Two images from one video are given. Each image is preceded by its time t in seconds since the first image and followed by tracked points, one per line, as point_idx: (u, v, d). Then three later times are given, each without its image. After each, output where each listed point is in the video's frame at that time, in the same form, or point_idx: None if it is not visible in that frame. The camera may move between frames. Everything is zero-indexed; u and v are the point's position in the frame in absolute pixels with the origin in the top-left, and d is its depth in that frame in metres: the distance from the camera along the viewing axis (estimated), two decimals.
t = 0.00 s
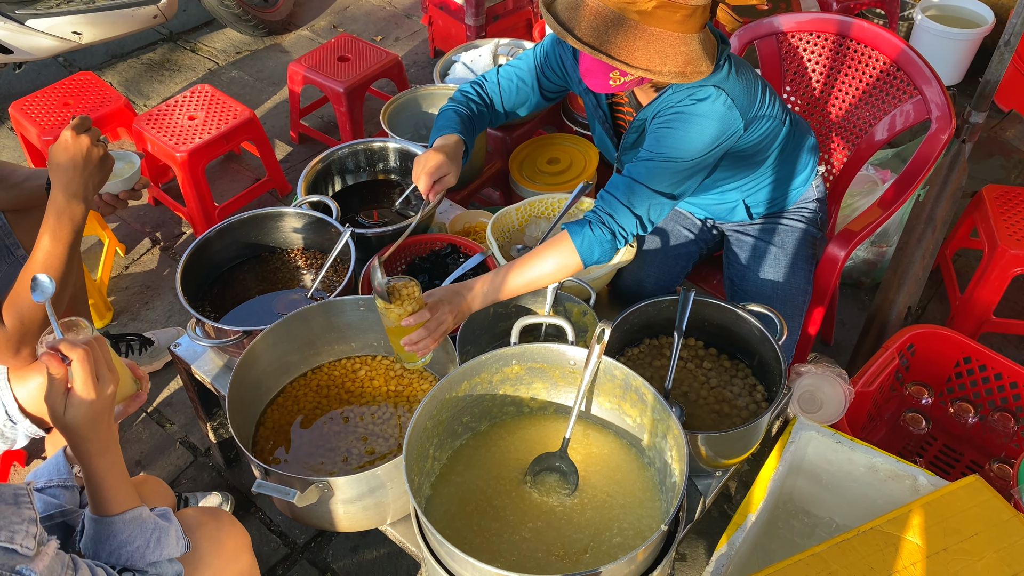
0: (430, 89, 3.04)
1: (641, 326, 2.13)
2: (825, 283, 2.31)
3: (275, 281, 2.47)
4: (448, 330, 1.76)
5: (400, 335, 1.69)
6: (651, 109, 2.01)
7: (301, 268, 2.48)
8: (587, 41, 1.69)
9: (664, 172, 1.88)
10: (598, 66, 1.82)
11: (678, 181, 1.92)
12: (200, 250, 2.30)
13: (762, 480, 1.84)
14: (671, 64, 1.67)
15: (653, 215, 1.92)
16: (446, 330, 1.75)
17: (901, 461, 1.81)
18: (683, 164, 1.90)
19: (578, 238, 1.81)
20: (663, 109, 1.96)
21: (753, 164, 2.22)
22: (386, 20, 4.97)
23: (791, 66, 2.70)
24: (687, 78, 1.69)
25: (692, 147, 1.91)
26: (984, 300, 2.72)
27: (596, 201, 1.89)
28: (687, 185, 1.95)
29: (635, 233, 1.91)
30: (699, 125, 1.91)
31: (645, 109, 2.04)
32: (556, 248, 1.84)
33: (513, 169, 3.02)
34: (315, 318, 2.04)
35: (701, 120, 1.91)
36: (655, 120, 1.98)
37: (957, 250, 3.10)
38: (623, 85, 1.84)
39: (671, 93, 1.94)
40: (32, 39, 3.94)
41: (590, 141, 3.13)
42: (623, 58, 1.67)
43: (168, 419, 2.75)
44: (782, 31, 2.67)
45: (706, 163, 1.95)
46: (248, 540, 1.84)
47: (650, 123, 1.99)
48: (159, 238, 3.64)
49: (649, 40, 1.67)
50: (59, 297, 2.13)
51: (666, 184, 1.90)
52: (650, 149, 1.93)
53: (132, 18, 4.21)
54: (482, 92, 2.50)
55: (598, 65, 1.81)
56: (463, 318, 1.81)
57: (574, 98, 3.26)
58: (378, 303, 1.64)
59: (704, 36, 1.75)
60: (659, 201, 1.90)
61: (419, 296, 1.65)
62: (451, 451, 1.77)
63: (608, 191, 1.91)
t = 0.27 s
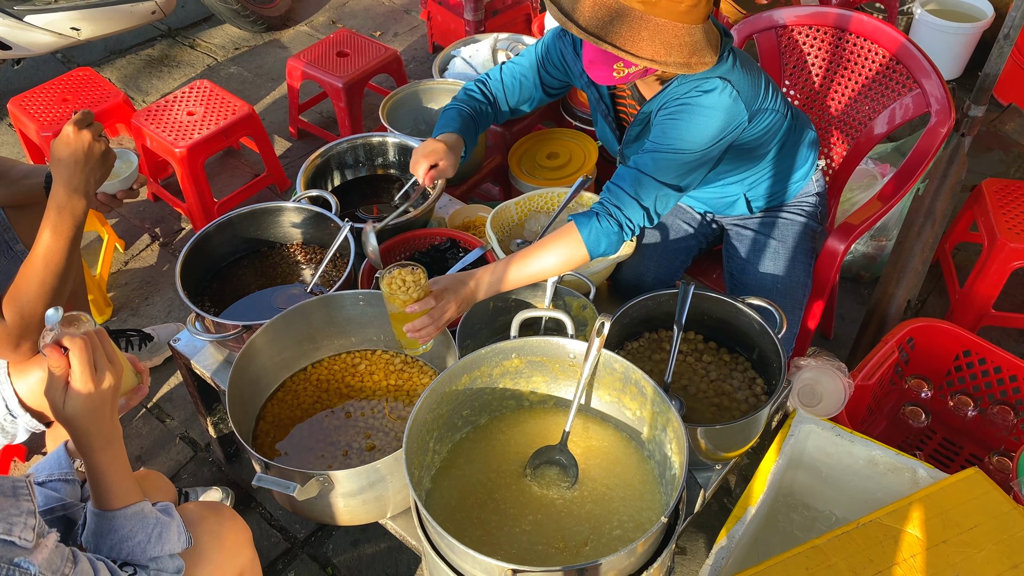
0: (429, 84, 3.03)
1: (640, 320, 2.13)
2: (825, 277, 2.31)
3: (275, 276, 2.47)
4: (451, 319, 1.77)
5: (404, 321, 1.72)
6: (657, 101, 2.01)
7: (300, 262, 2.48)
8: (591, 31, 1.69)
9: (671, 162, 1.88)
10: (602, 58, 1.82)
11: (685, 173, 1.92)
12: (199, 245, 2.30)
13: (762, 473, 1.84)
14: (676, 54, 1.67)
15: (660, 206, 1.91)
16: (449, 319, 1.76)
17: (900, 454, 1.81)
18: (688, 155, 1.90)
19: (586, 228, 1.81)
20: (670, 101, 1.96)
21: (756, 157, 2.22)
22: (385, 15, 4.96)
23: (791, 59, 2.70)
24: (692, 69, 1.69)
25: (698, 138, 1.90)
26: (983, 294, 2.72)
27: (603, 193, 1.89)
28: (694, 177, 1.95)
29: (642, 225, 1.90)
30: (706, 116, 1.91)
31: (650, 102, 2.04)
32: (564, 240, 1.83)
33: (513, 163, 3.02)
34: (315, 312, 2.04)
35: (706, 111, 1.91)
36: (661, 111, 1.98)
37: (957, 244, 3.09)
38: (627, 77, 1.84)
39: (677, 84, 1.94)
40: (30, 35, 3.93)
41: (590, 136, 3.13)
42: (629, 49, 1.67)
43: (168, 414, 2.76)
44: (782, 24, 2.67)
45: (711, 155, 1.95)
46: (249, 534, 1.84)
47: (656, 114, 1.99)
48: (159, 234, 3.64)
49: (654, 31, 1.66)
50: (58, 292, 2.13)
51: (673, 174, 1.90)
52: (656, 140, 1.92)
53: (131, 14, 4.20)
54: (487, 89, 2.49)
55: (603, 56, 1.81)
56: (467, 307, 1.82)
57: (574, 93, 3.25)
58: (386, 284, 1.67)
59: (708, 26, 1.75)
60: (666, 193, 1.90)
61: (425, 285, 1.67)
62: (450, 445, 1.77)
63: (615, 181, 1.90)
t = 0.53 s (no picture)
0: (429, 81, 3.03)
1: (639, 317, 2.13)
2: (823, 274, 2.32)
3: (274, 274, 2.48)
4: (473, 293, 1.77)
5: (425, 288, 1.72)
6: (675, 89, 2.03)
7: (300, 260, 2.48)
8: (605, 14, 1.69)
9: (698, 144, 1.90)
10: (613, 47, 1.78)
11: (711, 158, 1.94)
12: (199, 242, 2.29)
13: (760, 470, 1.84)
14: (688, 39, 1.70)
15: (689, 192, 1.93)
16: (471, 292, 1.75)
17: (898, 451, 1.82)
18: (712, 140, 1.92)
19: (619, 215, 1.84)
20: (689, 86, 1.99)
21: (767, 146, 2.24)
22: (385, 14, 4.96)
23: (789, 57, 2.70)
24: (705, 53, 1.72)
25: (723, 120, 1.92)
26: (981, 291, 2.72)
27: (632, 181, 1.90)
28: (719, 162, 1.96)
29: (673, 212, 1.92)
30: (727, 98, 1.92)
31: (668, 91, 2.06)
32: (595, 228, 1.85)
33: (512, 160, 3.02)
34: (315, 309, 2.04)
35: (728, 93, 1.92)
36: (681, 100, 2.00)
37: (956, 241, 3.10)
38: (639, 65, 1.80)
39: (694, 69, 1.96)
40: (29, 34, 3.93)
41: (589, 134, 3.14)
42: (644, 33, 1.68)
43: (168, 412, 2.76)
44: (780, 22, 2.67)
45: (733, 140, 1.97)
46: (249, 531, 1.85)
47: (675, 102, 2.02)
48: (158, 233, 3.64)
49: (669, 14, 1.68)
50: (58, 290, 2.13)
51: (700, 159, 1.92)
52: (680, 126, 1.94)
53: (131, 14, 4.21)
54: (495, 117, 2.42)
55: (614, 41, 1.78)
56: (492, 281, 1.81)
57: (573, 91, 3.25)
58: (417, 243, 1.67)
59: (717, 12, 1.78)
60: (694, 178, 1.91)
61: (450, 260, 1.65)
62: (450, 441, 1.77)
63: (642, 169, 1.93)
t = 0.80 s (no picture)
0: (428, 86, 3.05)
1: (636, 318, 2.14)
2: (820, 275, 2.34)
3: (273, 277, 2.49)
4: (525, 254, 1.80)
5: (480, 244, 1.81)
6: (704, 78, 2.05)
7: (300, 263, 2.50)
8: None
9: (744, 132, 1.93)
10: (638, 20, 1.86)
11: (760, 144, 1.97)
12: (199, 245, 2.31)
13: (757, 471, 1.85)
14: (712, 22, 1.78)
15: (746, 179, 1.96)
16: (524, 251, 1.79)
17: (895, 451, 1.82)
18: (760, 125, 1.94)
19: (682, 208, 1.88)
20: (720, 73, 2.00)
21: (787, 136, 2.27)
22: (385, 19, 4.98)
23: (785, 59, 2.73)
24: (728, 38, 1.84)
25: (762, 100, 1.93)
26: (978, 293, 2.74)
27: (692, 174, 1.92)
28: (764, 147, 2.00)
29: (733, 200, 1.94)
30: (766, 79, 1.94)
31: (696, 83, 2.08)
32: (655, 215, 1.86)
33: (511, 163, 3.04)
34: (314, 312, 2.06)
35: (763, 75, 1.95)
36: (717, 89, 2.01)
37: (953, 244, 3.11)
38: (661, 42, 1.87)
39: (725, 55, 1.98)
40: (31, 39, 3.95)
41: (587, 137, 3.15)
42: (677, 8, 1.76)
43: (169, 414, 2.77)
44: (777, 25, 2.72)
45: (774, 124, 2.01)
46: (250, 531, 1.86)
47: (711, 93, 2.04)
48: (159, 236, 3.66)
49: None
50: (60, 293, 2.14)
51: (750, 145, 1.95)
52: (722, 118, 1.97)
53: (132, 19, 4.23)
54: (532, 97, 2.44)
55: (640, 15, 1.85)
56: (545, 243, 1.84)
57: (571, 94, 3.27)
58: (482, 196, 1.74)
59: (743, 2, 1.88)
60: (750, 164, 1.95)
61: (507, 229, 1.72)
62: (448, 442, 1.78)
63: (696, 162, 1.95)
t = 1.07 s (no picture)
0: (429, 94, 3.07)
1: (636, 325, 2.14)
2: (820, 284, 2.30)
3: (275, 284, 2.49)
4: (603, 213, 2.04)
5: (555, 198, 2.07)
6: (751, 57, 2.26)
7: (300, 270, 2.50)
8: None
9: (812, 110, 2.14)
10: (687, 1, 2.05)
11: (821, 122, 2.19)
12: (200, 252, 2.32)
13: (757, 477, 1.84)
14: None
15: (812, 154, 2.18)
16: (600, 213, 2.03)
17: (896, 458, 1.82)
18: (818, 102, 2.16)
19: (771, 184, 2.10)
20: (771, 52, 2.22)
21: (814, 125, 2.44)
22: (387, 30, 5.01)
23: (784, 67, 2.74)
24: (773, 10, 1.95)
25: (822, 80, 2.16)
26: (979, 301, 2.73)
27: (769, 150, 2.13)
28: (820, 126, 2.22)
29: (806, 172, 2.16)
30: (823, 58, 2.19)
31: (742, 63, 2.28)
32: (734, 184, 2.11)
33: (512, 174, 3.08)
34: (314, 319, 2.06)
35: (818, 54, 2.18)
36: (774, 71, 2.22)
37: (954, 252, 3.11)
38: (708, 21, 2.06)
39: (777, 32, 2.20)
40: (36, 50, 3.98)
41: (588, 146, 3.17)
42: None
43: (170, 422, 2.77)
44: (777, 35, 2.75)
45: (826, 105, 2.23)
46: (248, 538, 1.85)
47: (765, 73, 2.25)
48: (162, 245, 3.68)
49: None
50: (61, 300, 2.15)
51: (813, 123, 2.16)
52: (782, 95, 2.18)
53: (136, 29, 4.25)
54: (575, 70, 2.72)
55: None
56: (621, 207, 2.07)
57: (573, 103, 3.28)
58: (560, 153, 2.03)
59: None
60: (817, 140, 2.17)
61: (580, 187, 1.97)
62: (447, 448, 1.78)
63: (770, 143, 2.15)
